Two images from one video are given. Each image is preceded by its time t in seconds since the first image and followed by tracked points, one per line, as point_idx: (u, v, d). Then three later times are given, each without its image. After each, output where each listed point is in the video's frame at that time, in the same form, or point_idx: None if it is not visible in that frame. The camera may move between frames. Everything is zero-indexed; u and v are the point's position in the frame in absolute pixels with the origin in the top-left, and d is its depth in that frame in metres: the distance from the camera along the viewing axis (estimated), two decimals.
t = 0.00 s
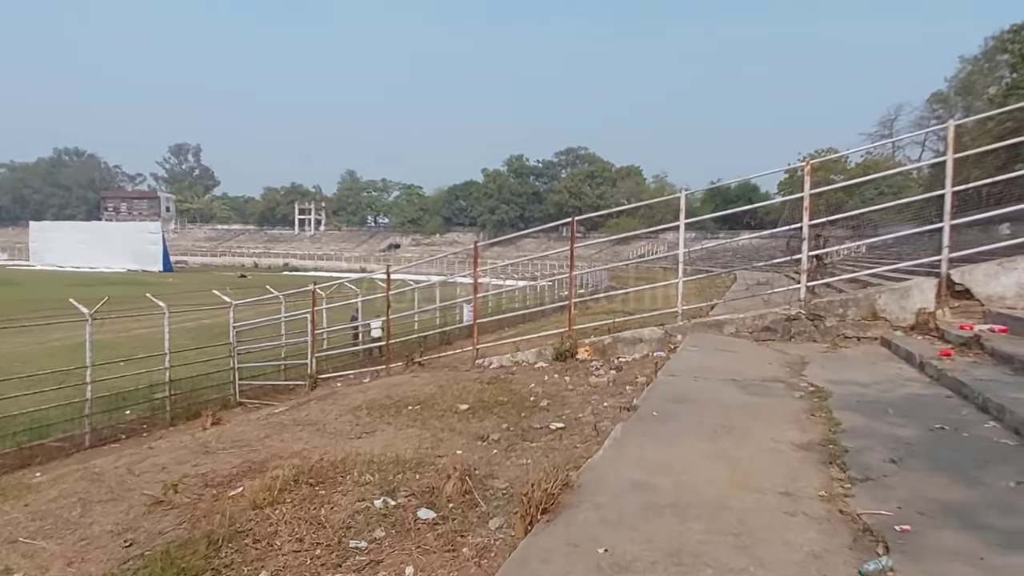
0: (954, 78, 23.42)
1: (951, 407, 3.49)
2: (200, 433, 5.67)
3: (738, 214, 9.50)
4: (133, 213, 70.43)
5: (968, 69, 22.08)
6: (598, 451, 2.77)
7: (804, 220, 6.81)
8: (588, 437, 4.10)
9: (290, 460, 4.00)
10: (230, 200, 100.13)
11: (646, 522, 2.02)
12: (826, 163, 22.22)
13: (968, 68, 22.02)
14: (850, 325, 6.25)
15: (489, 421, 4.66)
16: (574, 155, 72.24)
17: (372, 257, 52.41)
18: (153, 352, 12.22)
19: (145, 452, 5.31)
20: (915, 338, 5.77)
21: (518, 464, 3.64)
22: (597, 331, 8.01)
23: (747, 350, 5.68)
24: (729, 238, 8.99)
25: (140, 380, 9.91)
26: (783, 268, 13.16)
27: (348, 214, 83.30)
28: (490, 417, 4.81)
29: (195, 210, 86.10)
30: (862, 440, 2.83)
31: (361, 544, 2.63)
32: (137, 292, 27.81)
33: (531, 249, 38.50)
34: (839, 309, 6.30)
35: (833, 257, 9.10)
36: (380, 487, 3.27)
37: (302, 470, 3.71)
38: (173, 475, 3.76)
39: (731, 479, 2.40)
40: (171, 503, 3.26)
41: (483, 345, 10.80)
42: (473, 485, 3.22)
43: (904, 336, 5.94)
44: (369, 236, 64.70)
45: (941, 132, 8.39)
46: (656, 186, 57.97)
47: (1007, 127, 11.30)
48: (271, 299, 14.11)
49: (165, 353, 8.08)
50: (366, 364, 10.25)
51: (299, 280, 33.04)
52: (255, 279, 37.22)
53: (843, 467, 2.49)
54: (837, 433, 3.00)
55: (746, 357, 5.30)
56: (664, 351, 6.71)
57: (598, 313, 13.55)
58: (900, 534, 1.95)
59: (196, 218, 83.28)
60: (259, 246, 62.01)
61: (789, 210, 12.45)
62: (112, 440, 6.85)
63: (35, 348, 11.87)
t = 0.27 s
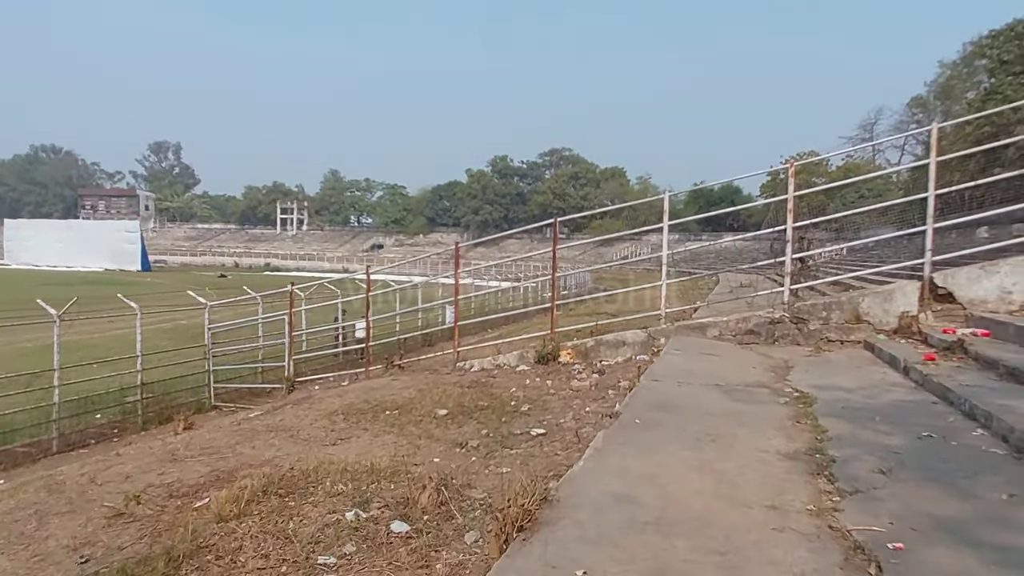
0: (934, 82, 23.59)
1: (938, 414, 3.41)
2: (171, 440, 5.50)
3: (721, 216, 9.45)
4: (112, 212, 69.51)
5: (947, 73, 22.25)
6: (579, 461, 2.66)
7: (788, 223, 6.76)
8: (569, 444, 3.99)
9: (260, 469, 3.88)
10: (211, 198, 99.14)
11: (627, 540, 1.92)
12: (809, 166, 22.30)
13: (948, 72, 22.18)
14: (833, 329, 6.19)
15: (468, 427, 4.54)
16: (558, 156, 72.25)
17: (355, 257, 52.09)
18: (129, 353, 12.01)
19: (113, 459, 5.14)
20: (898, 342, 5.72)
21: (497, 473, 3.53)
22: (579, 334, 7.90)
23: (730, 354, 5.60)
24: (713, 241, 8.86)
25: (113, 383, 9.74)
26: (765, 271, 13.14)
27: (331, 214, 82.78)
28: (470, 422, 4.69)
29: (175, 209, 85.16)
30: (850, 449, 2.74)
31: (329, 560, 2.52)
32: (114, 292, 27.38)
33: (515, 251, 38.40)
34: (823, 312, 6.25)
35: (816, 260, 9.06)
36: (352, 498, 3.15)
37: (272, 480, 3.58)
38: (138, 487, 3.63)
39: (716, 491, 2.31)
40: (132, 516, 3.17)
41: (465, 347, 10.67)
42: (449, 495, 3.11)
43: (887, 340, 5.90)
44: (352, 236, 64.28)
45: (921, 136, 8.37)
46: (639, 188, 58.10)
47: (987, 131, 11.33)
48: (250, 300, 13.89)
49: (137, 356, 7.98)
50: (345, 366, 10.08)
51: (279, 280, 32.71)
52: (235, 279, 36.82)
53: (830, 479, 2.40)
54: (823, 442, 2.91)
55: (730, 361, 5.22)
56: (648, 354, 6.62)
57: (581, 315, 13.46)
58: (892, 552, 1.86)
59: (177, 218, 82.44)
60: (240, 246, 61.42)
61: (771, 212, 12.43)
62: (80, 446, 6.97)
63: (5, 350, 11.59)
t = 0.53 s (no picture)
0: (919, 85, 23.71)
1: (933, 418, 3.33)
2: (149, 447, 5.36)
3: (710, 218, 9.38)
4: (97, 214, 68.89)
5: (932, 76, 22.37)
6: (567, 471, 2.56)
7: (778, 224, 6.69)
8: (558, 451, 3.89)
9: (238, 478, 3.77)
10: (198, 201, 98.50)
11: (617, 556, 1.82)
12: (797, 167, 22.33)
13: (932, 75, 22.31)
14: (824, 331, 6.13)
15: (453, 433, 4.43)
16: (547, 159, 72.25)
17: (343, 259, 51.84)
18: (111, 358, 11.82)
19: (88, 469, 4.99)
20: (889, 344, 5.66)
21: (482, 482, 3.43)
22: (568, 337, 7.79)
23: (720, 357, 5.52)
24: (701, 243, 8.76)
25: (93, 388, 9.59)
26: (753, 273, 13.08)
27: (319, 217, 82.42)
28: (456, 428, 4.57)
29: (161, 211, 84.51)
30: (846, 456, 2.65)
31: None
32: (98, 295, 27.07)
33: (504, 253, 38.33)
34: (813, 314, 6.19)
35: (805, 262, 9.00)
36: (331, 510, 3.04)
37: (249, 490, 3.48)
38: (109, 498, 3.54)
39: (710, 503, 2.21)
40: (101, 530, 3.09)
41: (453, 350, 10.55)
42: (433, 507, 2.99)
43: (878, 342, 5.84)
44: (340, 238, 63.99)
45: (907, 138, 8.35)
46: (627, 190, 58.22)
47: (973, 133, 11.35)
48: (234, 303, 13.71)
49: (115, 360, 7.85)
50: (331, 370, 9.94)
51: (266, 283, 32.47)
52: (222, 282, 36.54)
53: (827, 488, 2.31)
54: (819, 449, 2.82)
55: (721, 365, 5.14)
56: (637, 357, 6.53)
57: (570, 318, 13.37)
58: (896, 568, 1.77)
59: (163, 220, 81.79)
60: (226, 248, 61.00)
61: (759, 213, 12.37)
62: (56, 453, 6.91)
63: None
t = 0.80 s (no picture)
0: (913, 85, 23.70)
1: (937, 421, 3.22)
2: (134, 452, 5.24)
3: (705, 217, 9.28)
4: (89, 215, 68.52)
5: (927, 76, 22.34)
6: (559, 480, 2.45)
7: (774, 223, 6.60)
8: (550, 456, 3.78)
9: (220, 486, 3.65)
10: (191, 201, 98.16)
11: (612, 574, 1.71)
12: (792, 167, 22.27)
13: (927, 75, 22.29)
14: (822, 331, 6.04)
15: (444, 438, 4.31)
16: (542, 159, 72.14)
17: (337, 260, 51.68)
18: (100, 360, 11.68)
19: (69, 475, 4.87)
20: (888, 344, 5.57)
21: (472, 489, 3.31)
22: (562, 337, 7.68)
23: (716, 358, 5.42)
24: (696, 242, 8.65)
25: (80, 391, 9.46)
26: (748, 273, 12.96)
27: (313, 217, 82.22)
28: (446, 433, 4.46)
29: (154, 212, 84.17)
30: (849, 462, 2.54)
31: None
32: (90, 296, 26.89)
33: (499, 253, 38.21)
34: (810, 314, 6.10)
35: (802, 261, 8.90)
36: (314, 520, 2.93)
37: (230, 498, 3.37)
38: (85, 508, 3.43)
39: (710, 514, 2.10)
40: (74, 542, 2.99)
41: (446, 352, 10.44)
42: (420, 516, 2.88)
43: (877, 342, 5.75)
44: (334, 239, 63.78)
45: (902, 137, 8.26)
46: (622, 190, 58.23)
47: (968, 132, 11.28)
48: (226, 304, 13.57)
49: (102, 363, 7.72)
50: (323, 372, 9.81)
51: (260, 284, 32.31)
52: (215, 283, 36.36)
53: (831, 497, 2.20)
54: (820, 454, 2.71)
55: (717, 366, 5.04)
56: (632, 358, 6.43)
57: (565, 318, 13.27)
58: None
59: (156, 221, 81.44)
60: (220, 249, 60.75)
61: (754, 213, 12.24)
62: (40, 458, 6.82)
63: None
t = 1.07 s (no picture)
0: (914, 82, 23.58)
1: (952, 426, 3.11)
2: (126, 459, 5.14)
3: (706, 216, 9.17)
4: (88, 217, 68.45)
5: (928, 72, 22.23)
6: (558, 492, 2.34)
7: (778, 221, 6.48)
8: (550, 463, 3.66)
9: (210, 496, 3.55)
10: (191, 202, 98.14)
11: None
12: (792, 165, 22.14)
13: (929, 72, 22.17)
14: (827, 331, 5.93)
15: (441, 444, 4.20)
16: (542, 158, 72.01)
17: (337, 260, 51.59)
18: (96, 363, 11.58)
19: (58, 484, 4.76)
20: (895, 344, 5.47)
21: (470, 499, 3.20)
22: (562, 339, 7.56)
23: (720, 360, 5.31)
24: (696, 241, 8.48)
25: (75, 395, 9.36)
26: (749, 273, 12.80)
27: (313, 218, 82.16)
28: (444, 439, 4.34)
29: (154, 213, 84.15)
30: (862, 471, 2.43)
31: None
32: (89, 298, 26.79)
33: (499, 253, 38.14)
34: (815, 314, 5.99)
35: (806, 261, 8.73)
36: (304, 533, 2.82)
37: (220, 509, 3.26)
38: (71, 520, 3.32)
39: (719, 530, 1.99)
40: (56, 556, 2.89)
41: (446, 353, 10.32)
42: (415, 529, 2.77)
43: (884, 342, 5.65)
44: (334, 239, 63.71)
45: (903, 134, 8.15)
46: (623, 189, 58.17)
47: (972, 128, 11.16)
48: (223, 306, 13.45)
49: (96, 367, 7.62)
50: (321, 374, 9.70)
51: (258, 285, 32.17)
52: (215, 284, 36.29)
53: (847, 511, 2.09)
54: (831, 463, 2.60)
55: (721, 368, 4.93)
56: (633, 360, 6.32)
57: (565, 318, 13.16)
58: None
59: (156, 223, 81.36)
60: (220, 250, 60.68)
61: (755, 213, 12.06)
62: (32, 465, 6.73)
63: None
